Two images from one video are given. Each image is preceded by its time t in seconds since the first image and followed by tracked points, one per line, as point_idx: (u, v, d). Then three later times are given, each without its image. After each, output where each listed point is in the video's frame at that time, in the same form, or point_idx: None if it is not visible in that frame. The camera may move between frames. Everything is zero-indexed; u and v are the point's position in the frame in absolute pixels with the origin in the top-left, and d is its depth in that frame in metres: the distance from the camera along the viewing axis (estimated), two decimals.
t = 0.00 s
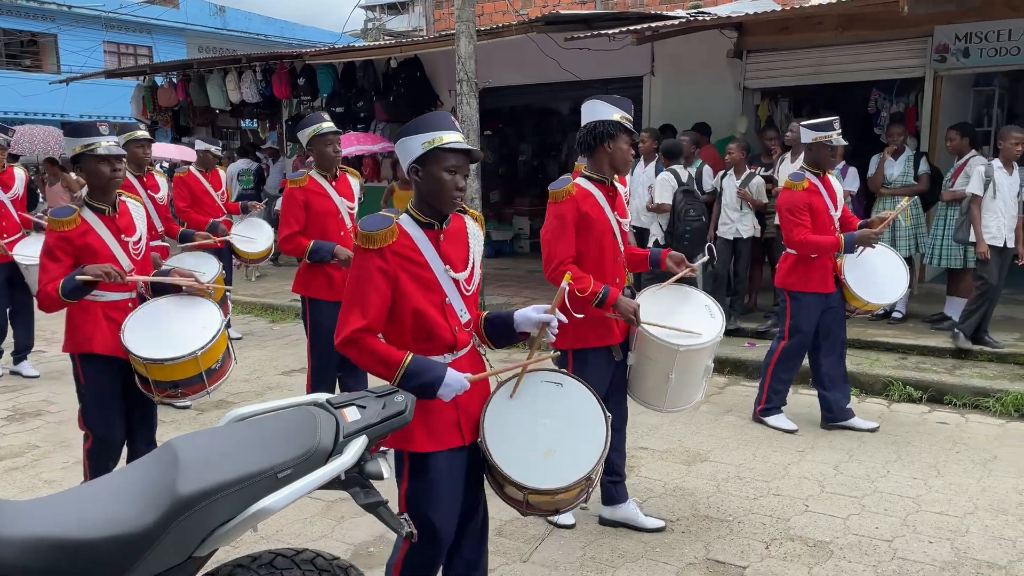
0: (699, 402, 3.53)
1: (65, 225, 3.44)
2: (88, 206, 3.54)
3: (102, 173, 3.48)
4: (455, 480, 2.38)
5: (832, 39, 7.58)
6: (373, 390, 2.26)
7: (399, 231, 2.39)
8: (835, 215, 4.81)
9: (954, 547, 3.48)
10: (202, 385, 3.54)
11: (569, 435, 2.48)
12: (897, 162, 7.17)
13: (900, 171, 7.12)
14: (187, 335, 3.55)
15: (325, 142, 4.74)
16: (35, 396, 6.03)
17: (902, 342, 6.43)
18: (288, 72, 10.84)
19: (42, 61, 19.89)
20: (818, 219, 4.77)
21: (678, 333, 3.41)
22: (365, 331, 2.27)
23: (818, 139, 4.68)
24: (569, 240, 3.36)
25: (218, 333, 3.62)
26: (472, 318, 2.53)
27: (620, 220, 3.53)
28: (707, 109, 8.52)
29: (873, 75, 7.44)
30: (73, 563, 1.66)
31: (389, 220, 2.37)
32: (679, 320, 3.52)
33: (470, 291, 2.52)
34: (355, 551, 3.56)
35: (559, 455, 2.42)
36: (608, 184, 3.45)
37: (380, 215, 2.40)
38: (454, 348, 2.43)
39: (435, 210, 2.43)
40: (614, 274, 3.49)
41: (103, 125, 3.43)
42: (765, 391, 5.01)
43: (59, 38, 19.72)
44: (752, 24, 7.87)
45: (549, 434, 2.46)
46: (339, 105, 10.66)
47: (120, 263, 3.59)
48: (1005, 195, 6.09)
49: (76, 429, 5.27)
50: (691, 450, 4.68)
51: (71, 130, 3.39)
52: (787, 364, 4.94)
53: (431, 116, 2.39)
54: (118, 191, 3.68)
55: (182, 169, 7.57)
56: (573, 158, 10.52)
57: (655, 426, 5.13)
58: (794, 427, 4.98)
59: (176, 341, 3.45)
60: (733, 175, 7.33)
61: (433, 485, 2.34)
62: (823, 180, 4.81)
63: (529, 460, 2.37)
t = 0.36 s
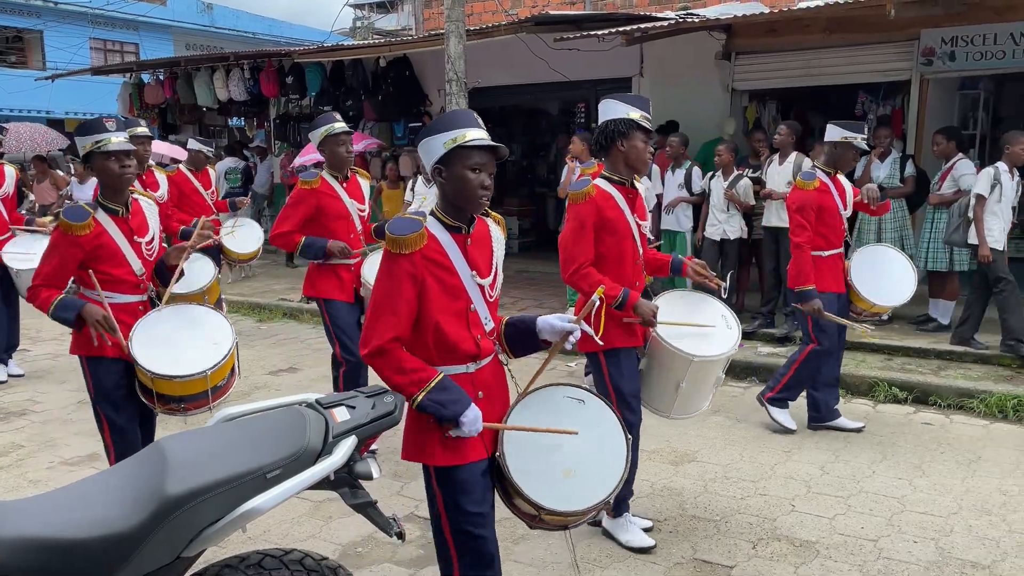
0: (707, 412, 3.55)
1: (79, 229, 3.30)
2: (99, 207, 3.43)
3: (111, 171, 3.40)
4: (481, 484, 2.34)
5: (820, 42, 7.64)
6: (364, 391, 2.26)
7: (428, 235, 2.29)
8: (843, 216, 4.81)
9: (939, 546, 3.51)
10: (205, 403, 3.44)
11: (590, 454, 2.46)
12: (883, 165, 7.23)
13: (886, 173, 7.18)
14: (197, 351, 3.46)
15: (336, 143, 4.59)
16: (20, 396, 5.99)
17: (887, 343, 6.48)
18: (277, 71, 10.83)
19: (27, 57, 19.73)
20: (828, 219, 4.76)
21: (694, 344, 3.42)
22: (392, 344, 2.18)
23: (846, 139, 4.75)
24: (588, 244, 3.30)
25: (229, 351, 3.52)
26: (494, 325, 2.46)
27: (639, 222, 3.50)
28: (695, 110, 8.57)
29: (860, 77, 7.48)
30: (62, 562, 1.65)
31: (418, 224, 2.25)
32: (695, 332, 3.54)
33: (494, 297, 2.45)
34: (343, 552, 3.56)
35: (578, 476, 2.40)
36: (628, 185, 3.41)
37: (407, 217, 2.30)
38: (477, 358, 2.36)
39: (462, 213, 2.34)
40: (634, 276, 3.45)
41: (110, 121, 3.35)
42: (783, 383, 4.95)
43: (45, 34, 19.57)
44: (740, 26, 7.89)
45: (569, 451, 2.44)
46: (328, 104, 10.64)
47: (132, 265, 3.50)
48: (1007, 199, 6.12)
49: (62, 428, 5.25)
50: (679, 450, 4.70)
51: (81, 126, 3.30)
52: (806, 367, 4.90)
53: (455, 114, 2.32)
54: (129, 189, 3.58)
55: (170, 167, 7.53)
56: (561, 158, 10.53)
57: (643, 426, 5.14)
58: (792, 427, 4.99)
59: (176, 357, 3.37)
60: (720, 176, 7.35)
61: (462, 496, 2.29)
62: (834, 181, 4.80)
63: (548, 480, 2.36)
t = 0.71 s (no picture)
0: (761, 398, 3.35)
1: (77, 226, 3.30)
2: (100, 206, 3.40)
3: (110, 171, 3.33)
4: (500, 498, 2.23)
5: (811, 44, 7.66)
6: (357, 392, 2.26)
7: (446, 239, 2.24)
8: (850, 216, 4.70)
9: (929, 547, 3.53)
10: (234, 384, 3.37)
11: (637, 433, 2.37)
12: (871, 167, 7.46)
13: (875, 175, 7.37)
14: (217, 331, 3.41)
15: (347, 139, 4.45)
16: (10, 395, 5.97)
17: (877, 345, 6.51)
18: (269, 70, 10.83)
19: (17, 54, 19.59)
20: (833, 219, 4.65)
21: (732, 328, 3.26)
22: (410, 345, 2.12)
23: (867, 148, 4.66)
24: (609, 244, 3.25)
25: (250, 328, 3.48)
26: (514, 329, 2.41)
27: (657, 223, 3.43)
28: (687, 111, 8.59)
29: (850, 80, 7.51)
30: (51, 561, 1.64)
31: (438, 229, 2.21)
32: (728, 315, 3.37)
33: (514, 302, 2.38)
34: (335, 552, 3.56)
35: (635, 451, 2.32)
36: (642, 186, 3.37)
37: (425, 222, 2.24)
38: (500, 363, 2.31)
39: (484, 217, 2.29)
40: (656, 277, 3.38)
41: (110, 120, 3.26)
42: (817, 403, 4.81)
43: (36, 32, 19.48)
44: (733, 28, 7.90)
45: (616, 433, 2.36)
46: (320, 103, 10.62)
47: (138, 264, 3.46)
48: None
49: (53, 428, 5.23)
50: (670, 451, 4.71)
51: (80, 127, 3.22)
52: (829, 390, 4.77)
53: (473, 113, 2.26)
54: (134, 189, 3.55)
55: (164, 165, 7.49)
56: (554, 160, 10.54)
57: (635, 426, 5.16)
58: (849, 441, 4.78)
59: (185, 334, 3.30)
60: (713, 178, 7.39)
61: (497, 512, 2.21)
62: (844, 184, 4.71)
63: (607, 463, 2.27)
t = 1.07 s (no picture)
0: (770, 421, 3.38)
1: (112, 228, 3.19)
2: (133, 208, 3.32)
3: (143, 173, 3.27)
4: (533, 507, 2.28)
5: (805, 46, 7.69)
6: (353, 393, 2.26)
7: (492, 242, 2.26)
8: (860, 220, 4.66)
9: (921, 548, 3.54)
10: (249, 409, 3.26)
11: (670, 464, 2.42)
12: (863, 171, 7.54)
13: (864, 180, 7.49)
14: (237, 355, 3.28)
15: (361, 137, 4.31)
16: (2, 396, 5.95)
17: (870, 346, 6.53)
18: (263, 70, 10.83)
19: (10, 54, 19.54)
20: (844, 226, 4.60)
21: (748, 349, 3.30)
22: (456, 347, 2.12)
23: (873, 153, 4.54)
24: (637, 250, 3.23)
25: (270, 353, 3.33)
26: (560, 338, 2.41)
27: (687, 225, 3.41)
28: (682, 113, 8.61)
29: (844, 83, 7.56)
30: (43, 562, 1.64)
31: (483, 232, 2.24)
32: (746, 338, 3.42)
33: (561, 306, 2.40)
34: (329, 553, 3.55)
35: (666, 485, 2.37)
36: (677, 187, 3.34)
37: (472, 224, 2.27)
38: (545, 371, 2.32)
39: (527, 221, 2.30)
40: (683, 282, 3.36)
41: (144, 120, 3.22)
42: (808, 407, 4.83)
43: (29, 32, 19.43)
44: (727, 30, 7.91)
45: (651, 461, 2.40)
46: (315, 104, 10.58)
47: (170, 268, 3.38)
48: None
49: (45, 429, 5.21)
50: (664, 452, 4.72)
51: (115, 127, 3.19)
52: (827, 378, 4.75)
53: (516, 114, 2.27)
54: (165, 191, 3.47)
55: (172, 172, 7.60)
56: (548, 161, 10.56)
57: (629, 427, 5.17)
58: (842, 442, 4.80)
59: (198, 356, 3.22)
60: (707, 179, 7.40)
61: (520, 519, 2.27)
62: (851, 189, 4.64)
63: (639, 493, 2.32)
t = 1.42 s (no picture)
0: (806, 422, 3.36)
1: (138, 229, 3.28)
2: (163, 210, 3.42)
3: (173, 173, 3.38)
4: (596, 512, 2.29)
5: (797, 49, 7.71)
6: (346, 395, 2.26)
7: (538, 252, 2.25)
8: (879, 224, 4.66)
9: (913, 548, 3.56)
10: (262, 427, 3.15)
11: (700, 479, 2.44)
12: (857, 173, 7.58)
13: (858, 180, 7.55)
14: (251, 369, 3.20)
15: (378, 141, 4.28)
16: None
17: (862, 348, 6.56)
18: (256, 71, 10.81)
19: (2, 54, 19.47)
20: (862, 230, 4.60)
21: (782, 346, 3.29)
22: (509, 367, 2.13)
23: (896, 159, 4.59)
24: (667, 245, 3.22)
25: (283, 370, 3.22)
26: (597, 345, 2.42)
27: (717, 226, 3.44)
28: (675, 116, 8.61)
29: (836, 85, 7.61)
30: (32, 563, 1.63)
31: (530, 242, 2.23)
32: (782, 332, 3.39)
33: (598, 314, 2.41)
34: (322, 555, 3.55)
35: (694, 500, 2.39)
36: (705, 187, 3.34)
37: (516, 234, 2.26)
38: (586, 381, 2.32)
39: (569, 224, 2.30)
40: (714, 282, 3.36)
41: (173, 120, 3.33)
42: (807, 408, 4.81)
43: (20, 32, 19.38)
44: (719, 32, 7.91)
45: (680, 476, 2.43)
46: (308, 105, 10.59)
47: (194, 271, 3.46)
48: None
49: (37, 430, 5.20)
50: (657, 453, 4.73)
51: (143, 126, 3.27)
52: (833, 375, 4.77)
53: (555, 117, 2.27)
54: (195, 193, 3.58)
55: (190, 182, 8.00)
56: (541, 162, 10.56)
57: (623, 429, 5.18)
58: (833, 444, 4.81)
59: (222, 384, 3.07)
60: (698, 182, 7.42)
61: (573, 527, 2.25)
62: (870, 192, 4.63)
63: (666, 506, 2.35)
